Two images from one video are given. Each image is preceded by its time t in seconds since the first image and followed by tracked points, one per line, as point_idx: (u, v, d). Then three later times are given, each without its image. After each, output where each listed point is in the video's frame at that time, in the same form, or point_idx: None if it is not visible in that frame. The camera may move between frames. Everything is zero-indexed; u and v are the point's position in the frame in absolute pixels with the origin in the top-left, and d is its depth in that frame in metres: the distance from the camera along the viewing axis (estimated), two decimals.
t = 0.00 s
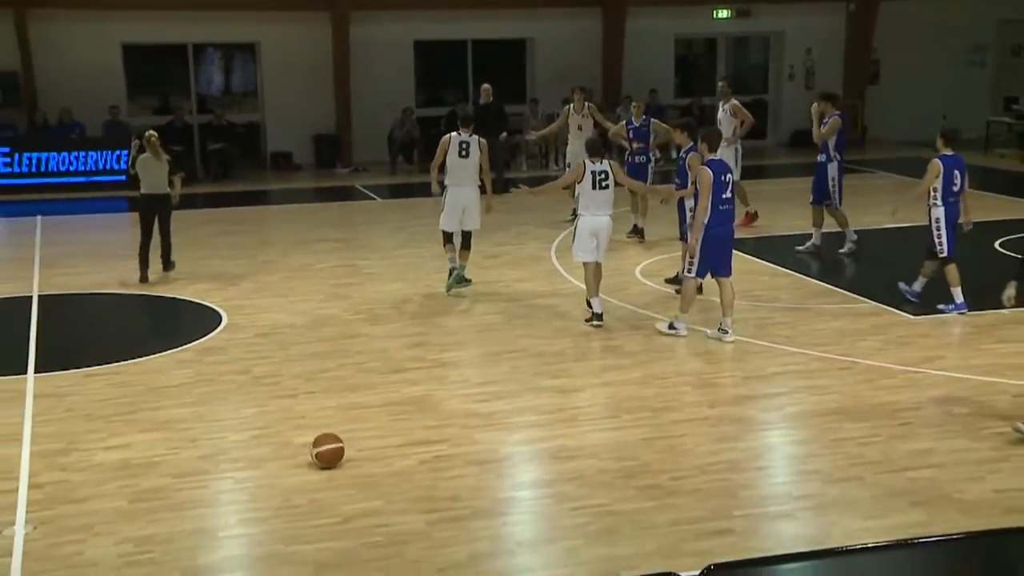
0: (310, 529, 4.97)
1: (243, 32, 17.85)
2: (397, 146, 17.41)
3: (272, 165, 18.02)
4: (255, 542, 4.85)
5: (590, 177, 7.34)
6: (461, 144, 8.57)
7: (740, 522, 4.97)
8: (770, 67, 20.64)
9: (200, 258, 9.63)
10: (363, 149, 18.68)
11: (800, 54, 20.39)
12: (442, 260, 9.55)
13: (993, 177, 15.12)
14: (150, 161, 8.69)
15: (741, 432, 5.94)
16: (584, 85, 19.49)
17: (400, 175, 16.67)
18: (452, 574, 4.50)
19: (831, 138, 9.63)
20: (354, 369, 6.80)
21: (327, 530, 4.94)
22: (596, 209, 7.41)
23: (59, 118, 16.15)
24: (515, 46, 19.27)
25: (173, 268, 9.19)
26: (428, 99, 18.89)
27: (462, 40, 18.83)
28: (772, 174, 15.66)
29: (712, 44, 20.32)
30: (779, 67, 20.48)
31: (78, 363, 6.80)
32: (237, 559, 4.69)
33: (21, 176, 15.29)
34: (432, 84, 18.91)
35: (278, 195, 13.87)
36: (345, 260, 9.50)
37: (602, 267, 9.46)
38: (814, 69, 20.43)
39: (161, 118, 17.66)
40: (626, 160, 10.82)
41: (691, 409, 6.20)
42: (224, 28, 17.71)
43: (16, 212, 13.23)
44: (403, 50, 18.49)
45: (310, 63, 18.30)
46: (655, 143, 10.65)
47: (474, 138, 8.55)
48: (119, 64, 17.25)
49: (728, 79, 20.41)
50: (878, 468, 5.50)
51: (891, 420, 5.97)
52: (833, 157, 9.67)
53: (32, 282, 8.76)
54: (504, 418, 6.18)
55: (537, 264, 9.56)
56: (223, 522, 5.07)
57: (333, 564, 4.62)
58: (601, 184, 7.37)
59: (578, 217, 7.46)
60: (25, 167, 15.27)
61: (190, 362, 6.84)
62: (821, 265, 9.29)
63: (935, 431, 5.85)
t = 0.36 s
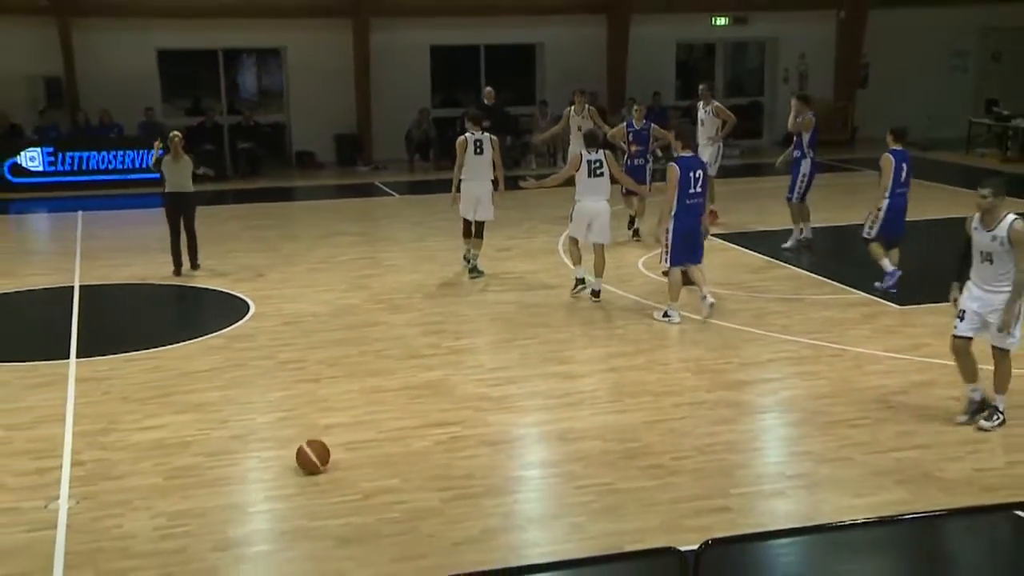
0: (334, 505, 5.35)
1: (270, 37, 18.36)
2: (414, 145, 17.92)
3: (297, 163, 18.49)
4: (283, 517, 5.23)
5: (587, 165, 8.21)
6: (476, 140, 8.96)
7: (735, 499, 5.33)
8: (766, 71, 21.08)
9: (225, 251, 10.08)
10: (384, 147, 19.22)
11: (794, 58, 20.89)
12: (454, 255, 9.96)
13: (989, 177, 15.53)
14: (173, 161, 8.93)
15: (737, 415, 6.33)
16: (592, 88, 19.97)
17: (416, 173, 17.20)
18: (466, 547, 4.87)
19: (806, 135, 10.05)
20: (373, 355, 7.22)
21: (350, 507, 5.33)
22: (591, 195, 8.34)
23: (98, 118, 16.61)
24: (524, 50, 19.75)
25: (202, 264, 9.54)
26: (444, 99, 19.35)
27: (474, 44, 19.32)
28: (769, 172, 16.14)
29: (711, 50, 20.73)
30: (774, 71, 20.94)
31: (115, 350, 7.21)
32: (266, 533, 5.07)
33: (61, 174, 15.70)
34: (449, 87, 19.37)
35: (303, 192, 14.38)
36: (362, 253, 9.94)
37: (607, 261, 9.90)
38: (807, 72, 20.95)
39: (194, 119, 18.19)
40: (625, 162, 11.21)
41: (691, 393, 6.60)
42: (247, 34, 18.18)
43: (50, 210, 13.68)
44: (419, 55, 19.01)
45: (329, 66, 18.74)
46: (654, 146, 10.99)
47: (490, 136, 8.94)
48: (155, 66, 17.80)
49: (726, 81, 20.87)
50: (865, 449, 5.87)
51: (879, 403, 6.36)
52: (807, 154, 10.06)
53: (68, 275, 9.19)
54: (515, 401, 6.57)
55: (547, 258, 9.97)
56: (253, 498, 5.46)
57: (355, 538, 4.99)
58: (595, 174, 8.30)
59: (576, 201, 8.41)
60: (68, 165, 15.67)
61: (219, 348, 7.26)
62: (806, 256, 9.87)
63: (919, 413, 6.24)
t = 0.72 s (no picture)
0: (352, 488, 5.67)
1: (293, 49, 19.05)
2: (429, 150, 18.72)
3: (320, 165, 19.32)
4: (305, 497, 5.57)
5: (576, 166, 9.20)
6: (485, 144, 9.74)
7: (729, 480, 5.64)
8: (759, 81, 21.78)
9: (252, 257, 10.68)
10: (403, 152, 20.05)
11: (784, 69, 21.58)
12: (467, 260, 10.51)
13: (979, 182, 16.06)
14: (207, 167, 9.67)
15: (731, 402, 6.75)
16: (597, 98, 20.76)
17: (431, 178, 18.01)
18: (477, 525, 5.17)
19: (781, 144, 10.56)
20: (390, 347, 7.71)
21: (369, 488, 5.65)
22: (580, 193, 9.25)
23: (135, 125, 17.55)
24: (531, 61, 20.51)
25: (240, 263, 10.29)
26: (456, 108, 20.17)
27: (484, 57, 20.09)
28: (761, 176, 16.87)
29: (707, 62, 21.46)
30: (766, 81, 21.66)
31: (154, 344, 7.77)
32: (290, 513, 5.38)
33: (102, 177, 16.60)
34: (464, 96, 20.18)
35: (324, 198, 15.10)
36: (378, 258, 10.49)
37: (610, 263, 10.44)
38: (797, 81, 21.59)
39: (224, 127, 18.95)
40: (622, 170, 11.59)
41: (687, 382, 7.04)
42: (270, 44, 18.89)
43: (91, 211, 14.53)
44: (434, 67, 19.81)
45: (346, 75, 19.47)
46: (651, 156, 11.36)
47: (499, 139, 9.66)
48: (191, 80, 18.61)
49: (722, 88, 21.60)
50: (851, 434, 6.24)
51: (863, 391, 6.81)
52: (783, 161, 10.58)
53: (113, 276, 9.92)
54: (523, 389, 7.01)
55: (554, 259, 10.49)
56: (275, 481, 5.80)
57: (374, 519, 5.29)
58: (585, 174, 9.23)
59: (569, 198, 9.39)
60: (107, 169, 16.59)
61: (247, 342, 7.77)
62: (784, 256, 10.73)
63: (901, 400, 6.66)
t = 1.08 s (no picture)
0: (360, 473, 5.75)
1: (303, 57, 19.50)
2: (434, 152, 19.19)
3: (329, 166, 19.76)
4: (318, 482, 5.63)
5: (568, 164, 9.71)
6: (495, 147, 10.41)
7: (719, 468, 5.75)
8: (748, 88, 22.14)
9: (263, 257, 11.08)
10: (408, 155, 20.49)
11: (772, 76, 21.99)
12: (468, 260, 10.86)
13: (963, 183, 16.50)
14: (231, 170, 10.18)
15: (723, 393, 7.04)
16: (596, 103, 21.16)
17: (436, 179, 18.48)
18: (479, 510, 5.24)
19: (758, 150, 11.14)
20: (397, 343, 8.08)
21: (376, 475, 5.71)
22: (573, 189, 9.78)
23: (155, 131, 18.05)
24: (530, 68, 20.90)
25: (255, 261, 10.77)
26: (460, 112, 20.61)
27: (485, 64, 20.46)
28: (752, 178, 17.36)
29: (699, 70, 21.86)
30: (756, 87, 22.05)
31: (173, 341, 8.09)
32: (302, 497, 5.41)
33: (123, 180, 17.07)
34: (468, 100, 20.61)
35: (332, 199, 15.55)
36: (383, 258, 10.89)
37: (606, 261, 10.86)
38: (785, 87, 22.06)
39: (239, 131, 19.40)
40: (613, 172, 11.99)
41: (680, 375, 7.37)
42: (280, 51, 19.29)
43: (113, 211, 14.95)
44: (437, 73, 20.16)
45: (354, 81, 19.87)
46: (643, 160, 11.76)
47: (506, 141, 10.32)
48: (206, 88, 19.03)
49: (715, 94, 22.00)
50: (836, 423, 6.42)
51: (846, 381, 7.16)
52: (762, 166, 11.20)
53: (133, 275, 10.31)
54: (524, 381, 7.32)
55: (551, 258, 10.87)
56: (290, 466, 5.85)
57: (382, 503, 5.34)
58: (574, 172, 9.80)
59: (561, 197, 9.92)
60: (127, 171, 17.07)
61: (260, 339, 8.12)
62: (767, 251, 11.37)
63: (884, 389, 6.99)
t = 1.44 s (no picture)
0: (360, 472, 5.75)
1: (304, 56, 19.49)
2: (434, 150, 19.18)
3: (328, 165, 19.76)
4: (319, 480, 5.63)
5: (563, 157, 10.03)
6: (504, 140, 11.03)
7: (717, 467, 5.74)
8: (747, 86, 22.15)
9: (263, 256, 11.07)
10: (407, 154, 20.46)
11: (771, 75, 21.99)
12: (468, 259, 10.86)
13: (961, 182, 16.49)
14: (231, 169, 10.22)
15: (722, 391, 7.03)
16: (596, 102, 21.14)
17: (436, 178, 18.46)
18: (479, 509, 5.24)
19: (747, 148, 11.15)
20: (396, 342, 8.07)
21: (376, 474, 5.71)
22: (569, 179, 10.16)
23: (156, 130, 18.07)
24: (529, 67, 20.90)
25: (255, 259, 10.79)
26: (459, 111, 20.60)
27: (485, 63, 20.45)
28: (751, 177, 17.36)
29: (699, 68, 21.84)
30: (755, 85, 22.04)
31: (173, 340, 8.08)
32: (303, 496, 5.41)
33: (125, 177, 17.10)
34: (468, 98, 20.60)
35: (331, 198, 15.54)
36: (382, 257, 10.89)
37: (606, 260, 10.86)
38: (784, 86, 22.06)
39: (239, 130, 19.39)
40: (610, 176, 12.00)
41: (680, 374, 7.36)
42: (281, 50, 19.28)
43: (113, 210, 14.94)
44: (436, 72, 20.14)
45: (355, 80, 19.88)
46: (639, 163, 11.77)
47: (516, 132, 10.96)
48: (205, 86, 19.02)
49: (714, 94, 21.99)
50: (836, 422, 6.39)
51: (845, 379, 7.16)
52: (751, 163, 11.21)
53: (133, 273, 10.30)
54: (524, 380, 7.31)
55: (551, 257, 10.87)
56: (290, 465, 5.84)
57: (382, 502, 5.34)
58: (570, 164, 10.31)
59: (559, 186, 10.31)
60: (128, 170, 17.07)
61: (259, 338, 8.12)
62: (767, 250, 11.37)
63: (884, 388, 6.98)
